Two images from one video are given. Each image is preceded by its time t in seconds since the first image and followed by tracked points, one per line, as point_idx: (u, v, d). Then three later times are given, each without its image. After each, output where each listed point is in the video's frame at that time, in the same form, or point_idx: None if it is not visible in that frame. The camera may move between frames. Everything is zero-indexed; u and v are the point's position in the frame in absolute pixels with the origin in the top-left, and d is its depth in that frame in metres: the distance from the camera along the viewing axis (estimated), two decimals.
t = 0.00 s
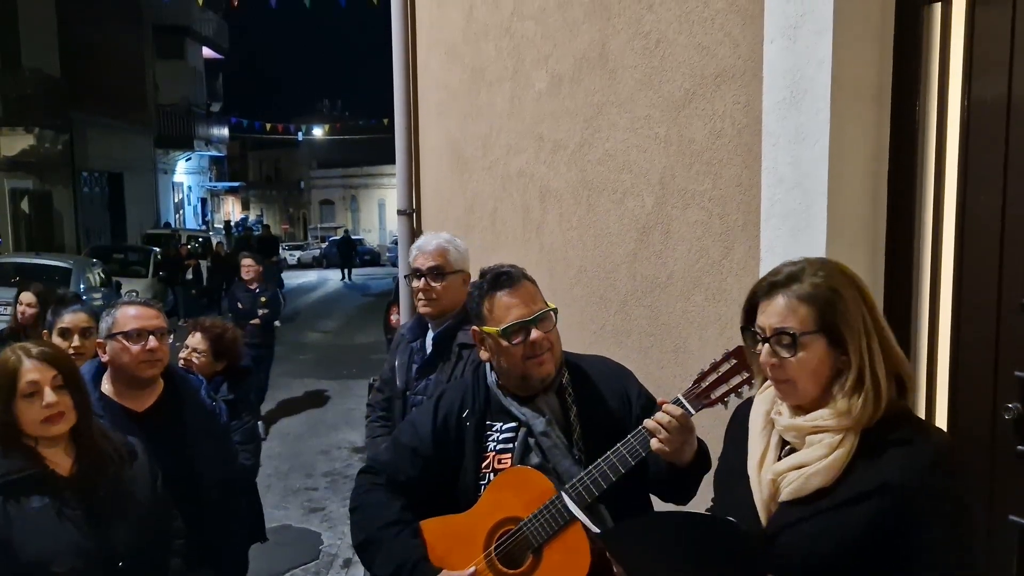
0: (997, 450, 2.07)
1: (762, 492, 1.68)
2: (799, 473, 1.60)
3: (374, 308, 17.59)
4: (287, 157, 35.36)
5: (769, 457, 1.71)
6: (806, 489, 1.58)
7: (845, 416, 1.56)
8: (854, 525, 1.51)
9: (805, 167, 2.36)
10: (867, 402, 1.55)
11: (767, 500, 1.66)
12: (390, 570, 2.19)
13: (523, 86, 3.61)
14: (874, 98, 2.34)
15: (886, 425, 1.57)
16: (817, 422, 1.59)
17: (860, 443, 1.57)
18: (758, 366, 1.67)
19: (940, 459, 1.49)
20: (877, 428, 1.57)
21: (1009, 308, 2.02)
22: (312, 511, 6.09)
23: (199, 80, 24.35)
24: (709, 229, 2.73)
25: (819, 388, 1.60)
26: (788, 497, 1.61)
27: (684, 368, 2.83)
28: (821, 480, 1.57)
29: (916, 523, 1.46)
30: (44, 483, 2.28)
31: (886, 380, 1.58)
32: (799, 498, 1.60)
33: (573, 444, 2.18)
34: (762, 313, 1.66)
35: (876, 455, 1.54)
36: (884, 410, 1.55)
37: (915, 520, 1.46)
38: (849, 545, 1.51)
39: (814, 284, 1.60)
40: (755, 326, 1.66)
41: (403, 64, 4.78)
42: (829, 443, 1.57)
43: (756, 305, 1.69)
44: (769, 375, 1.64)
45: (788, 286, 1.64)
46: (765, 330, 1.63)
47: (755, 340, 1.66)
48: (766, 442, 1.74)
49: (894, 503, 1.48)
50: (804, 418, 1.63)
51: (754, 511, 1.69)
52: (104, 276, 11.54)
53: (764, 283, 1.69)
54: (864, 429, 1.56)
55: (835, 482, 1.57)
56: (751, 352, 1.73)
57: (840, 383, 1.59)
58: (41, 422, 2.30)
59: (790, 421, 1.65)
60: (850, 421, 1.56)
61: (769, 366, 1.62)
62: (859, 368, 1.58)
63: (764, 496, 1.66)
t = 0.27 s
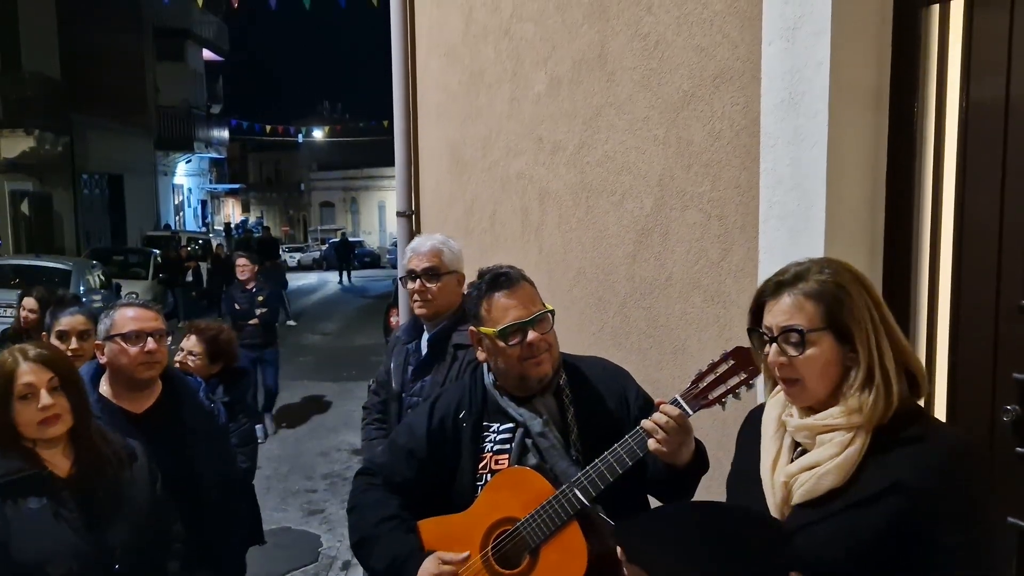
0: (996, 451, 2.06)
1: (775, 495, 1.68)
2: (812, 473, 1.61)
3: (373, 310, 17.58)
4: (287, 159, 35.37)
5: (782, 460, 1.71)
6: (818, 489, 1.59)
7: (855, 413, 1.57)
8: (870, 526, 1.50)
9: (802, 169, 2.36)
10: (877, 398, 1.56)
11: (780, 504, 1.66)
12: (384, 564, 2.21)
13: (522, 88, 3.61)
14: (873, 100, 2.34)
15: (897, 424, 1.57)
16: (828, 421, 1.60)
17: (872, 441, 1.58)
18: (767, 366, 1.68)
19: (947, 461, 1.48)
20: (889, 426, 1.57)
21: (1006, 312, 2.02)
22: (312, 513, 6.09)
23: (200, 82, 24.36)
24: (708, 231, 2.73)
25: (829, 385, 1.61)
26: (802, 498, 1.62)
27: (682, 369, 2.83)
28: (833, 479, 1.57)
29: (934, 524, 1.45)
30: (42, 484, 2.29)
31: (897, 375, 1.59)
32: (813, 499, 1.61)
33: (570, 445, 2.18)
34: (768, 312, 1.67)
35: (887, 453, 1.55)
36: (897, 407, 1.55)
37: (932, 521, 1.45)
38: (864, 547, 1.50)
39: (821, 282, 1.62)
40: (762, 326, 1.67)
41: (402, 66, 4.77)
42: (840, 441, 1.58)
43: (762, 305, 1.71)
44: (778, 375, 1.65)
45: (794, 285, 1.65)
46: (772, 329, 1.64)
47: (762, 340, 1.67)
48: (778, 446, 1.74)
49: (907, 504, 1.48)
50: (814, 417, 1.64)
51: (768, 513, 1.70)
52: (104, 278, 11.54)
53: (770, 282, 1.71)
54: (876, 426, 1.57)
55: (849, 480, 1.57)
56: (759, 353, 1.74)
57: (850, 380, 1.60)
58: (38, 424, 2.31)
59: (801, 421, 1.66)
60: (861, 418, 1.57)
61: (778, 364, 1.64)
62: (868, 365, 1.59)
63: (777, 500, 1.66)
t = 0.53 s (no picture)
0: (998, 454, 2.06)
1: (778, 498, 1.69)
2: (814, 476, 1.61)
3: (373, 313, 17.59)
4: (287, 161, 35.38)
5: (785, 463, 1.72)
6: (820, 491, 1.59)
7: (856, 416, 1.57)
8: (875, 528, 1.50)
9: (802, 172, 2.36)
10: (879, 400, 1.56)
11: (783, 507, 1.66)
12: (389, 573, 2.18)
13: (521, 90, 3.60)
14: (873, 102, 2.34)
15: (904, 421, 1.57)
16: (830, 423, 1.60)
17: (875, 442, 1.58)
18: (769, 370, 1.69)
19: (953, 463, 1.46)
20: (891, 428, 1.57)
21: (1005, 314, 2.03)
22: (311, 515, 6.10)
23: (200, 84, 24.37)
24: (708, 233, 2.73)
25: (829, 389, 1.61)
26: (805, 500, 1.62)
27: (682, 372, 2.83)
28: (835, 481, 1.58)
29: (937, 524, 1.44)
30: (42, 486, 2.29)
31: (899, 377, 1.58)
32: (815, 501, 1.61)
33: (569, 448, 2.18)
34: (768, 317, 1.67)
35: (890, 454, 1.55)
36: (900, 410, 1.55)
37: (936, 521, 1.44)
38: (869, 548, 1.50)
39: (822, 286, 1.61)
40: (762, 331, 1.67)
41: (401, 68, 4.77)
42: (842, 443, 1.58)
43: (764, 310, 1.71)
44: (779, 378, 1.66)
45: (795, 290, 1.66)
46: (772, 334, 1.65)
47: (763, 344, 1.68)
48: (783, 449, 1.75)
49: (910, 505, 1.48)
50: (816, 420, 1.64)
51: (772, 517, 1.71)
52: (104, 281, 11.54)
53: (771, 287, 1.71)
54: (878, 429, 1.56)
55: (851, 482, 1.58)
56: (760, 358, 1.75)
57: (852, 384, 1.60)
58: (35, 427, 2.31)
59: (803, 423, 1.66)
60: (862, 421, 1.57)
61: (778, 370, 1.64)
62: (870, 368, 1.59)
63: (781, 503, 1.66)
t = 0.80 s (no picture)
0: (997, 450, 2.05)
1: (769, 491, 1.69)
2: (803, 469, 1.61)
3: (373, 314, 17.59)
4: (287, 162, 35.37)
5: (777, 455, 1.71)
6: (809, 485, 1.59)
7: (845, 411, 1.56)
8: (867, 521, 1.50)
9: (801, 168, 2.36)
10: (867, 396, 1.55)
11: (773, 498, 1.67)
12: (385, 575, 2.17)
13: (520, 87, 3.59)
14: (872, 98, 2.33)
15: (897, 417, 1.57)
16: (820, 416, 1.60)
17: (866, 436, 1.57)
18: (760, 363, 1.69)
19: (946, 458, 1.46)
20: (883, 424, 1.56)
21: (1006, 310, 2.02)
22: (310, 515, 6.09)
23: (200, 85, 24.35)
24: (706, 231, 2.72)
25: (819, 383, 1.61)
26: (794, 493, 1.62)
27: (681, 369, 2.82)
28: (824, 475, 1.58)
29: (931, 518, 1.44)
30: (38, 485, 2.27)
31: (892, 374, 1.56)
32: (804, 495, 1.61)
33: (568, 445, 2.18)
34: (762, 309, 1.67)
35: (884, 449, 1.55)
36: (890, 407, 1.53)
37: (930, 516, 1.44)
38: (864, 544, 1.50)
39: (815, 281, 1.60)
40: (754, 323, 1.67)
41: (400, 67, 4.76)
42: (831, 437, 1.58)
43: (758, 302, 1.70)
44: (769, 371, 1.66)
45: (790, 284, 1.65)
46: (764, 326, 1.64)
47: (755, 336, 1.68)
48: (775, 442, 1.74)
49: (904, 499, 1.47)
50: (807, 413, 1.63)
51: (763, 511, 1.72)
52: (103, 281, 11.52)
53: (767, 279, 1.70)
54: (868, 424, 1.55)
55: (841, 475, 1.58)
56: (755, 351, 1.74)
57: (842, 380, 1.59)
58: (26, 425, 2.30)
59: (795, 416, 1.65)
60: (851, 416, 1.56)
61: (768, 362, 1.64)
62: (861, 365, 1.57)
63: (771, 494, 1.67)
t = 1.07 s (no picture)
0: (997, 438, 2.02)
1: (757, 474, 1.72)
2: (790, 451, 1.64)
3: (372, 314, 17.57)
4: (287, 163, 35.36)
5: (765, 439, 1.73)
6: (796, 466, 1.62)
7: (831, 392, 1.59)
8: (853, 502, 1.53)
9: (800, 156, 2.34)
10: (853, 377, 1.57)
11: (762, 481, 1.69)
12: (375, 555, 2.18)
13: (517, 79, 3.57)
14: (871, 85, 2.32)
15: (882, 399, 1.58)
16: (808, 397, 1.62)
17: (852, 418, 1.59)
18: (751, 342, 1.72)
19: (929, 439, 1.48)
20: (870, 406, 1.58)
21: (1006, 296, 1.99)
22: (308, 513, 6.07)
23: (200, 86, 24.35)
24: (704, 220, 2.70)
25: (806, 364, 1.63)
26: (781, 475, 1.65)
27: (680, 360, 2.80)
28: (810, 456, 1.60)
29: (914, 498, 1.46)
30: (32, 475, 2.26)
31: (881, 357, 1.58)
32: (791, 477, 1.64)
33: (567, 434, 2.16)
34: (754, 289, 1.70)
35: (870, 429, 1.57)
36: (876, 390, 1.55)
37: (914, 495, 1.47)
38: (851, 523, 1.52)
39: (807, 262, 1.63)
40: (746, 303, 1.70)
41: (398, 60, 4.73)
42: (818, 418, 1.60)
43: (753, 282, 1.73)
44: (758, 350, 1.69)
45: (783, 265, 1.67)
46: (755, 305, 1.68)
47: (747, 315, 1.71)
48: (763, 426, 1.76)
49: (890, 479, 1.50)
50: (796, 395, 1.66)
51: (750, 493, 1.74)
52: (102, 281, 11.50)
53: (762, 260, 1.73)
54: (855, 406, 1.57)
55: (828, 457, 1.60)
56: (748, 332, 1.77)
57: (829, 361, 1.61)
58: (18, 415, 2.26)
59: (783, 398, 1.67)
60: (838, 397, 1.58)
61: (757, 341, 1.67)
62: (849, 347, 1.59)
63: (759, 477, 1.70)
